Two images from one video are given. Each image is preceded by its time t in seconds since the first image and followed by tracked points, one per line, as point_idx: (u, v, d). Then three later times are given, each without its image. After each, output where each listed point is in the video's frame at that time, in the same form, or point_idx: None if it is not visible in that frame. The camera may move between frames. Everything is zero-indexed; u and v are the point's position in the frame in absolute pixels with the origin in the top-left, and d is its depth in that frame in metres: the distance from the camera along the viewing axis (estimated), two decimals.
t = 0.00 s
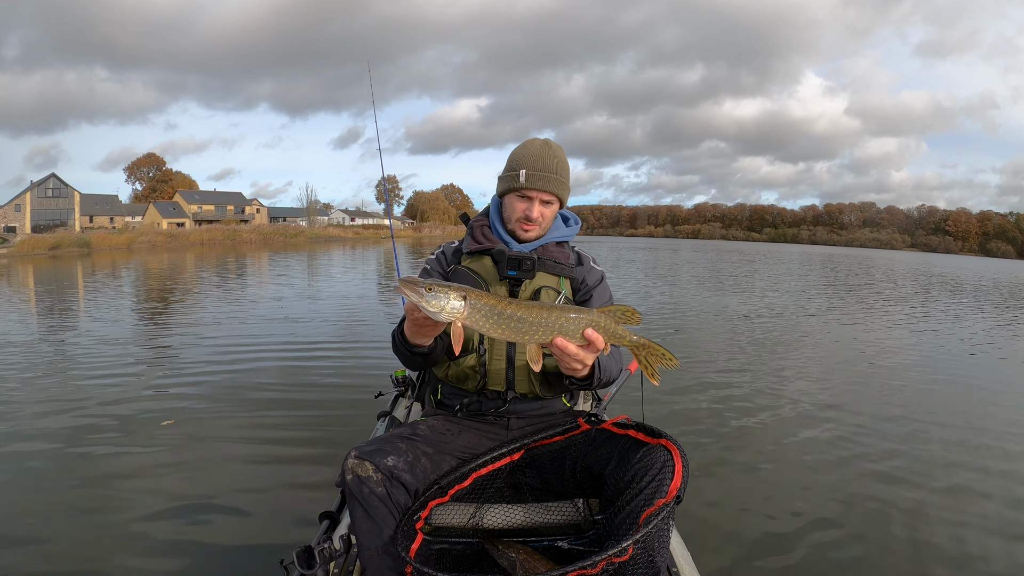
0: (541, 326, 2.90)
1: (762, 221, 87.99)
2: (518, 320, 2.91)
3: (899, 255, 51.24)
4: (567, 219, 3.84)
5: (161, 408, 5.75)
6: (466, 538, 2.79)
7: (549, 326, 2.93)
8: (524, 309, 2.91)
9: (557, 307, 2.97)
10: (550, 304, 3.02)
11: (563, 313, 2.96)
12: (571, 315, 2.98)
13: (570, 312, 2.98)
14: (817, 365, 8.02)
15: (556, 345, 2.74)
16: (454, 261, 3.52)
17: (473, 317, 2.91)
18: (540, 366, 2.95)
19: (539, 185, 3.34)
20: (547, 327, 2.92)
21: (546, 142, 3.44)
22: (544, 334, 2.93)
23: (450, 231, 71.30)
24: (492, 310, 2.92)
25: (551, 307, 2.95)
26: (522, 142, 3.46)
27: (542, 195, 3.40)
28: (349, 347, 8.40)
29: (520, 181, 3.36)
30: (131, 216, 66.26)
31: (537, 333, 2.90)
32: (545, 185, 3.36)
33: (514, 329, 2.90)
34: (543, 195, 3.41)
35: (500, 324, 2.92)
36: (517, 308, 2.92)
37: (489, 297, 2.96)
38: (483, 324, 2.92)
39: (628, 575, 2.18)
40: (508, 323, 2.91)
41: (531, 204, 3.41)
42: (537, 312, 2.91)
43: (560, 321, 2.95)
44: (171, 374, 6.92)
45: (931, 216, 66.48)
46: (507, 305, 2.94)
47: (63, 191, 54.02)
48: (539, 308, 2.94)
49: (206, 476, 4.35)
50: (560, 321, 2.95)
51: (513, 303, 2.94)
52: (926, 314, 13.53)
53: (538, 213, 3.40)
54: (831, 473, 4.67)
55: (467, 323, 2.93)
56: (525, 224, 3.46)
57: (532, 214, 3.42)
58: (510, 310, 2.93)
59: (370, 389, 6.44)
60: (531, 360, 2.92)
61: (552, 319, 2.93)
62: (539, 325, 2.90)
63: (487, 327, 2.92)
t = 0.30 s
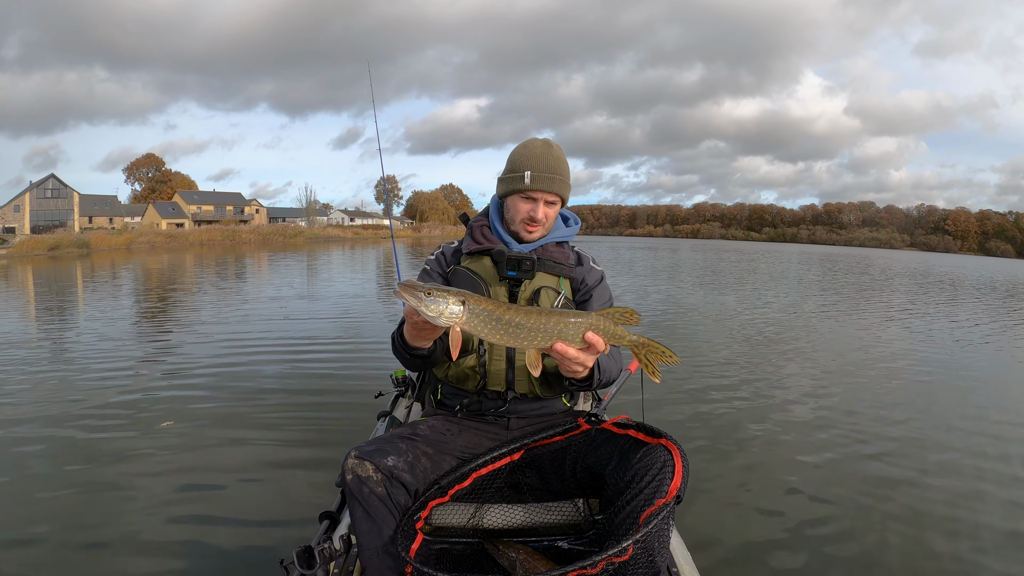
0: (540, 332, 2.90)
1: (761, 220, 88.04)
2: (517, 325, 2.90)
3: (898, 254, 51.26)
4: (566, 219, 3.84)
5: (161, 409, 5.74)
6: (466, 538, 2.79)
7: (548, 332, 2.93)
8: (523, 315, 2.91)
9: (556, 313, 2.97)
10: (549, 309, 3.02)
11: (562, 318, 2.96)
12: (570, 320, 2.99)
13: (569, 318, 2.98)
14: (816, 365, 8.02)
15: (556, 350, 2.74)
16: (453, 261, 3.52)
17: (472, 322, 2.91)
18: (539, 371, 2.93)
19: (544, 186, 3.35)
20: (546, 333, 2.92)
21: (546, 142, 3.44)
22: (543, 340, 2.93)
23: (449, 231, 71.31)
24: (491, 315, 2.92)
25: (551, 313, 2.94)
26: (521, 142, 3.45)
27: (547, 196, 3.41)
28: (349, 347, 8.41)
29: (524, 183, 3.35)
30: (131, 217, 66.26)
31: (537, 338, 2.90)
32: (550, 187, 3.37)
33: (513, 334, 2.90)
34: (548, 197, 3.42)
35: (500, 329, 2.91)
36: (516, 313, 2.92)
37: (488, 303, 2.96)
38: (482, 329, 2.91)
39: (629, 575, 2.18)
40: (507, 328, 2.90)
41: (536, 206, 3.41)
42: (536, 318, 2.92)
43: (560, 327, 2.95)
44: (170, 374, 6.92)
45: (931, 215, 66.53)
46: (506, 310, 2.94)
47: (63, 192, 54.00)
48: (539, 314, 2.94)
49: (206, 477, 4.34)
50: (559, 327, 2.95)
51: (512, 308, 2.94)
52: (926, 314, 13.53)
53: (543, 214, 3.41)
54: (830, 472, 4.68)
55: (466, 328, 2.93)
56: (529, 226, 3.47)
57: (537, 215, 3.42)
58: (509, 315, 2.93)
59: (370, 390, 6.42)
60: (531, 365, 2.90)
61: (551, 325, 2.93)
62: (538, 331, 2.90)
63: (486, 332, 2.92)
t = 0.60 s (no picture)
0: (541, 335, 2.90)
1: (760, 220, 88.06)
2: (517, 329, 2.90)
3: (898, 253, 51.23)
4: (567, 219, 3.83)
5: (161, 411, 5.74)
6: (466, 538, 2.79)
7: (548, 335, 2.92)
8: (524, 318, 2.91)
9: (557, 316, 2.96)
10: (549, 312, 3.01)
11: (562, 321, 2.95)
12: (571, 322, 2.98)
13: (569, 321, 2.97)
14: (817, 364, 8.02)
15: (556, 353, 2.74)
16: (453, 261, 3.52)
17: (473, 325, 2.91)
18: (540, 374, 2.95)
19: (533, 182, 3.34)
20: (546, 336, 2.91)
21: (546, 142, 3.44)
22: (544, 343, 2.92)
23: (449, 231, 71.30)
24: (492, 318, 2.91)
25: (551, 316, 2.94)
26: (522, 142, 3.48)
27: (537, 193, 3.40)
28: (349, 348, 8.40)
29: (514, 178, 3.37)
30: (130, 218, 66.26)
31: (537, 342, 2.90)
32: (539, 183, 3.35)
33: (513, 338, 2.90)
34: (538, 193, 3.40)
35: (500, 332, 2.91)
36: (517, 317, 2.92)
37: (489, 306, 2.95)
38: (482, 333, 2.91)
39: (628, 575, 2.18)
40: (507, 331, 2.90)
41: (525, 202, 3.41)
42: (537, 321, 2.91)
43: (560, 330, 2.94)
44: (170, 376, 6.92)
45: (930, 214, 66.55)
46: (506, 314, 2.93)
47: (62, 194, 54.07)
48: (539, 317, 2.93)
49: (206, 478, 4.34)
50: (559, 330, 2.94)
51: (512, 312, 2.93)
52: (926, 313, 13.52)
53: (532, 211, 3.40)
54: (830, 472, 4.68)
55: (467, 331, 2.93)
56: (519, 223, 3.45)
57: (525, 211, 3.41)
58: (510, 319, 2.93)
59: (370, 391, 6.42)
60: (531, 368, 2.93)
61: (552, 328, 2.92)
62: (538, 334, 2.90)
63: (487, 336, 2.91)
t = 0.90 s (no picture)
0: (539, 335, 2.90)
1: (760, 219, 88.08)
2: (516, 329, 2.90)
3: (897, 252, 51.19)
4: (567, 219, 3.83)
5: (161, 412, 5.73)
6: (466, 538, 2.79)
7: (547, 335, 2.92)
8: (522, 318, 2.91)
9: (555, 315, 2.97)
10: (548, 311, 3.01)
11: (561, 320, 2.95)
12: (569, 321, 2.98)
13: (568, 320, 2.97)
14: (817, 364, 8.02)
15: (555, 352, 2.74)
16: (453, 261, 3.52)
17: (472, 325, 2.91)
18: (540, 373, 2.95)
19: (532, 181, 3.34)
20: (545, 336, 2.91)
21: (544, 140, 3.44)
22: (543, 342, 2.93)
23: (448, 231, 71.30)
24: (490, 318, 2.91)
25: (550, 316, 2.93)
26: (520, 141, 3.48)
27: (536, 192, 3.40)
28: (349, 348, 8.40)
29: (513, 178, 3.37)
30: (130, 219, 66.24)
31: (535, 341, 2.90)
32: (538, 182, 3.35)
33: (511, 337, 2.90)
34: (537, 192, 3.40)
35: (498, 332, 2.91)
36: (515, 316, 2.92)
37: (487, 306, 2.95)
38: (481, 333, 2.91)
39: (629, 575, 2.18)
40: (506, 331, 2.90)
41: (525, 201, 3.41)
42: (535, 320, 2.91)
43: (558, 330, 2.94)
44: (171, 376, 6.92)
45: (930, 213, 66.57)
46: (505, 313, 2.93)
47: (61, 194, 54.09)
48: (538, 317, 2.93)
49: (206, 479, 4.34)
50: (558, 329, 2.94)
51: (510, 312, 2.93)
52: (926, 312, 13.51)
53: (531, 209, 3.40)
54: (831, 471, 4.68)
55: (466, 331, 2.93)
56: (519, 222, 3.45)
57: (525, 210, 3.41)
58: (508, 318, 2.93)
59: (370, 391, 6.42)
60: (531, 368, 2.93)
61: (550, 327, 2.93)
62: (537, 333, 2.90)
63: (485, 336, 2.91)
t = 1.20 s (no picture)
0: (539, 337, 2.90)
1: (759, 220, 88.13)
2: (515, 331, 2.90)
3: (896, 253, 51.21)
4: (567, 218, 3.84)
5: (160, 411, 5.72)
6: (466, 538, 2.79)
7: (546, 336, 2.92)
8: (522, 320, 2.91)
9: (555, 317, 2.96)
10: (548, 313, 3.01)
11: (560, 322, 2.95)
12: (569, 323, 2.98)
13: (567, 322, 2.97)
14: (816, 364, 8.03)
15: (556, 354, 2.75)
16: (454, 261, 3.51)
17: (471, 328, 2.91)
18: (539, 374, 2.96)
19: (541, 183, 3.35)
20: (544, 338, 2.91)
21: (546, 141, 3.44)
22: (542, 345, 2.92)
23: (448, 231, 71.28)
24: (490, 320, 2.91)
25: (550, 318, 2.93)
26: (522, 141, 3.47)
27: (544, 194, 3.41)
28: (348, 347, 8.40)
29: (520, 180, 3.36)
30: (128, 218, 66.16)
31: (535, 343, 2.90)
32: (547, 183, 3.36)
33: (511, 339, 2.90)
34: (545, 193, 3.41)
35: (498, 335, 2.91)
36: (515, 318, 2.92)
37: (487, 308, 2.95)
38: (480, 335, 2.91)
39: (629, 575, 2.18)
40: (505, 333, 2.90)
41: (533, 203, 3.41)
42: (535, 322, 2.91)
43: (558, 331, 2.94)
44: (169, 375, 6.90)
45: (928, 214, 66.62)
46: (504, 316, 2.93)
47: (60, 193, 54.04)
48: (538, 319, 2.93)
49: (206, 478, 4.33)
50: (558, 331, 2.94)
51: (510, 314, 2.93)
52: (925, 313, 13.52)
53: (540, 211, 3.41)
54: (831, 472, 4.68)
55: (465, 333, 2.92)
56: (526, 224, 3.46)
57: (534, 212, 3.42)
58: (508, 320, 2.92)
59: (369, 391, 6.42)
60: (530, 370, 2.95)
61: (550, 330, 2.92)
62: (537, 336, 2.90)
63: (485, 338, 2.91)
